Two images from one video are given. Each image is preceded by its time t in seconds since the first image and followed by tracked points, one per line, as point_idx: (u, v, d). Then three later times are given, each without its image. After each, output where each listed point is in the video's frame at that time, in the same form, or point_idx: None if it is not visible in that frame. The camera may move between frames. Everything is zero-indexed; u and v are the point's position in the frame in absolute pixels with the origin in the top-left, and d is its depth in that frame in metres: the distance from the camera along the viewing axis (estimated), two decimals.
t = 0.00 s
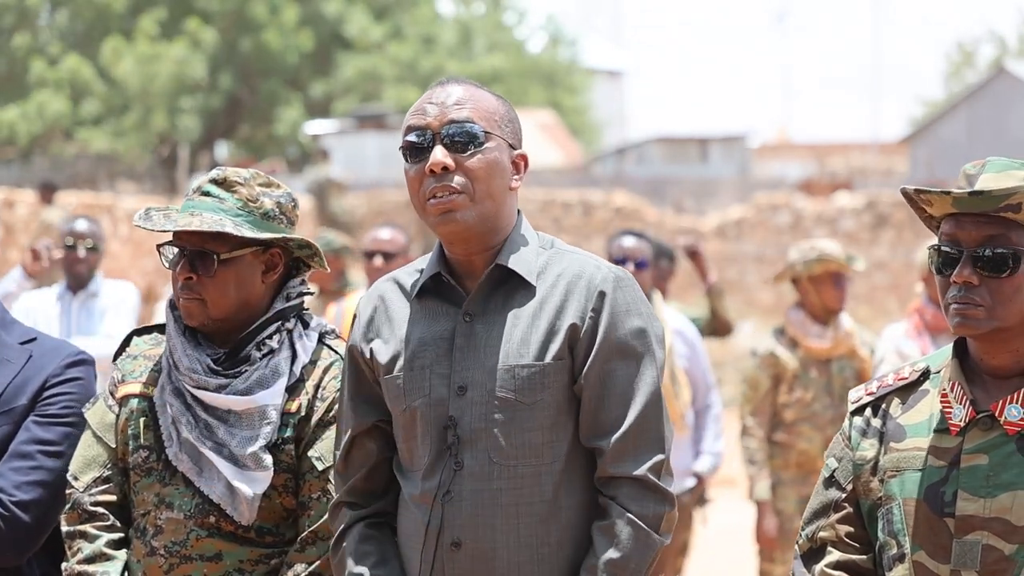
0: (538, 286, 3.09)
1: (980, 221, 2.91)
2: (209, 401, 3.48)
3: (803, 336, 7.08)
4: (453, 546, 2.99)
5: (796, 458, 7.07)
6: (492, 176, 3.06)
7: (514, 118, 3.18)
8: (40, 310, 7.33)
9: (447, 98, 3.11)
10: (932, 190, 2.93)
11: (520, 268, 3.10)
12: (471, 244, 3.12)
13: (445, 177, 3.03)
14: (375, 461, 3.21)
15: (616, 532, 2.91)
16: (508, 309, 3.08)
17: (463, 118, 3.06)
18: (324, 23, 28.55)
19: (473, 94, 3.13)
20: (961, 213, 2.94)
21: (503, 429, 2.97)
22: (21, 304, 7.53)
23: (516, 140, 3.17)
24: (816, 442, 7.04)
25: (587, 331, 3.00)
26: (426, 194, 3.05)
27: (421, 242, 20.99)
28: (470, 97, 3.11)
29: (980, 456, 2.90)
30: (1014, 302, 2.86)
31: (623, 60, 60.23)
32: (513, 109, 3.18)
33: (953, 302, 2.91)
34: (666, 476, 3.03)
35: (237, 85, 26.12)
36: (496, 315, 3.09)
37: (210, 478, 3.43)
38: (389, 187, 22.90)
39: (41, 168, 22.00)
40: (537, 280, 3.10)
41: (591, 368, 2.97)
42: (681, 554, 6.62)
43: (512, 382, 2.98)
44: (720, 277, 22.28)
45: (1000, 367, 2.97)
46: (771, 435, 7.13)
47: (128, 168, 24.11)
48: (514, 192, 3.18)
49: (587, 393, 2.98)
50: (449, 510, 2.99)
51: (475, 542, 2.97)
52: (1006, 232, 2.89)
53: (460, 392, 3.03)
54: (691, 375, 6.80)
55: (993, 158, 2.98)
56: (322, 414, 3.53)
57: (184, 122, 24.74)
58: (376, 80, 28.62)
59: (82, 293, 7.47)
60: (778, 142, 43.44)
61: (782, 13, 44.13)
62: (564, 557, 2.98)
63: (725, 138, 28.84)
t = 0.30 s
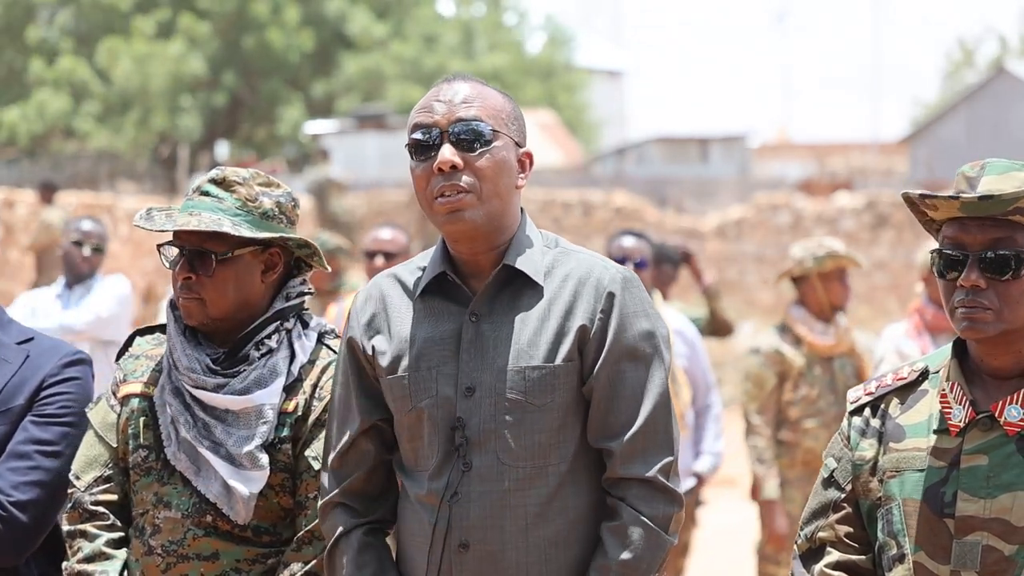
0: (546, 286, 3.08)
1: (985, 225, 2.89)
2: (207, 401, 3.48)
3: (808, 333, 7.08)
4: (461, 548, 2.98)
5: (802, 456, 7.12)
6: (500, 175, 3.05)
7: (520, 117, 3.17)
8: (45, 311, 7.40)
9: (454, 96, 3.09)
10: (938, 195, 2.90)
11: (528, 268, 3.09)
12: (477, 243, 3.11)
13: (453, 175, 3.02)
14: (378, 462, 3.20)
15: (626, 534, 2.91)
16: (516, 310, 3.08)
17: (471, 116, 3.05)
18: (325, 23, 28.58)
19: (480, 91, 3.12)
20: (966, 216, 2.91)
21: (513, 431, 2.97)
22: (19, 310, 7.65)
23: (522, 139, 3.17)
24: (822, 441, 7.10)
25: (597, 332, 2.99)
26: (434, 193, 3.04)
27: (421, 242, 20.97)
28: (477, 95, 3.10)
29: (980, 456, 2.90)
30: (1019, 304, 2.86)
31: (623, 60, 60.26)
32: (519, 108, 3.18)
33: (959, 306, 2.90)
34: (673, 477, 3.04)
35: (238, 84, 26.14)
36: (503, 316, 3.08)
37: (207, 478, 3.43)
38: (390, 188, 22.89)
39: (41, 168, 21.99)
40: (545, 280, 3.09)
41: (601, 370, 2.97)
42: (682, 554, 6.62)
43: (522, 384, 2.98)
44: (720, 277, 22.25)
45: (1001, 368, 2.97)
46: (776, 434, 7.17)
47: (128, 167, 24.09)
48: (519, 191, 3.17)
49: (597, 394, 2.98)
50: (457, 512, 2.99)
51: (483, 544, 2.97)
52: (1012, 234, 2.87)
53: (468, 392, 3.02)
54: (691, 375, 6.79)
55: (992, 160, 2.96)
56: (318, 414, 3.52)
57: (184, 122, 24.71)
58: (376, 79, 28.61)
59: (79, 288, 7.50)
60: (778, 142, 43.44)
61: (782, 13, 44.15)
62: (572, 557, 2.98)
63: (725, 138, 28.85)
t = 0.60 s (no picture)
0: (545, 288, 3.08)
1: (987, 228, 2.90)
2: (207, 402, 3.48)
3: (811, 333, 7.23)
4: (461, 550, 2.98)
5: (815, 457, 7.30)
6: (498, 176, 3.06)
7: (517, 118, 3.17)
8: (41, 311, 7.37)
9: (452, 97, 3.10)
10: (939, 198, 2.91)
11: (526, 270, 3.09)
12: (475, 244, 3.11)
13: (452, 176, 3.02)
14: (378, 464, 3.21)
15: (626, 534, 2.92)
16: (515, 312, 3.08)
17: (469, 117, 3.06)
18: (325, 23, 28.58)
19: (478, 92, 3.12)
20: (968, 220, 2.92)
21: (513, 432, 2.97)
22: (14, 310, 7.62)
23: (520, 139, 3.17)
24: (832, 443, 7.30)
25: (597, 334, 2.99)
26: (432, 194, 3.04)
27: (421, 242, 20.96)
28: (476, 96, 3.10)
29: (981, 457, 2.90)
30: (1021, 307, 2.86)
31: (623, 60, 60.27)
32: (517, 109, 3.18)
33: (960, 310, 2.91)
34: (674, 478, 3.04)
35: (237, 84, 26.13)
36: (502, 319, 3.08)
37: (205, 478, 3.44)
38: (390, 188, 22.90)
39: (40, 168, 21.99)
40: (544, 282, 3.09)
41: (600, 372, 2.97)
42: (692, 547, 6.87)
43: (521, 386, 2.98)
44: (720, 277, 22.19)
45: (1002, 369, 2.97)
46: (786, 436, 7.33)
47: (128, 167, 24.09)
48: (518, 191, 3.17)
49: (597, 395, 2.99)
50: (457, 514, 2.99)
51: (484, 546, 2.97)
52: (1013, 237, 2.88)
53: (467, 395, 3.02)
54: (691, 375, 6.79)
55: (993, 161, 2.96)
56: (317, 415, 3.52)
57: (184, 122, 24.70)
58: (376, 79, 28.61)
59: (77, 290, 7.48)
60: (778, 142, 43.46)
61: (782, 14, 44.14)
62: (573, 559, 2.98)
63: (725, 138, 28.86)
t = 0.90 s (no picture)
0: (537, 288, 3.08)
1: (988, 229, 2.90)
2: (206, 402, 3.48)
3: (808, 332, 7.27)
4: (457, 551, 2.98)
5: (818, 458, 7.34)
6: (488, 178, 3.06)
7: (506, 119, 3.17)
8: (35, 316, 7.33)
9: (441, 100, 3.10)
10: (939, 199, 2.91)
11: (518, 271, 3.09)
12: (467, 247, 3.10)
13: (441, 179, 3.02)
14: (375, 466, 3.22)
15: (621, 532, 2.92)
16: (507, 312, 3.08)
17: (457, 120, 3.06)
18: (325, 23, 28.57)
19: (466, 95, 3.12)
20: (969, 221, 2.92)
21: (506, 434, 2.97)
22: (8, 309, 7.59)
23: (509, 141, 3.17)
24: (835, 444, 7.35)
25: (588, 333, 3.00)
26: (423, 197, 3.04)
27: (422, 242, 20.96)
28: (464, 99, 3.11)
29: (981, 457, 2.90)
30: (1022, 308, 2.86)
31: (624, 60, 60.28)
32: (506, 111, 3.18)
33: (962, 310, 2.91)
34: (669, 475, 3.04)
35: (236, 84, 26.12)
36: (494, 320, 3.08)
37: (205, 478, 3.44)
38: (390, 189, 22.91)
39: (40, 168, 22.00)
40: (535, 283, 3.09)
41: (593, 371, 2.98)
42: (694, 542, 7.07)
43: (514, 387, 2.98)
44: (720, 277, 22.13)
45: (1003, 370, 2.96)
46: (790, 437, 7.35)
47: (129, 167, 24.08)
48: (508, 192, 3.18)
49: (590, 395, 2.99)
50: (452, 516, 2.99)
51: (480, 546, 2.97)
52: (1013, 239, 2.88)
53: (461, 396, 3.02)
54: (691, 375, 6.79)
55: (993, 162, 2.96)
56: (316, 415, 3.51)
57: (184, 122, 24.68)
58: (376, 78, 28.59)
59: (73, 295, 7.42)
60: (778, 142, 43.49)
61: (781, 14, 44.12)
62: (568, 558, 2.99)
63: (725, 138, 28.88)
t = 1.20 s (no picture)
0: (528, 290, 3.08)
1: (989, 231, 2.90)
2: (208, 403, 3.49)
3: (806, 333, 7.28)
4: (457, 554, 2.99)
5: (816, 459, 7.32)
6: (474, 183, 3.06)
7: (490, 122, 3.17)
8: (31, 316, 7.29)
9: (423, 108, 3.11)
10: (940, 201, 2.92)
11: (507, 273, 3.09)
12: (458, 251, 3.11)
13: (427, 187, 3.02)
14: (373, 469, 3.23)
15: (618, 530, 2.92)
16: (500, 314, 3.08)
17: (441, 127, 3.06)
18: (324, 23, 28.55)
19: (449, 101, 3.12)
20: (970, 223, 2.92)
21: (500, 436, 2.98)
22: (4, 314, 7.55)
23: (495, 144, 3.17)
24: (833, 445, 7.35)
25: (579, 332, 2.99)
26: (410, 205, 3.05)
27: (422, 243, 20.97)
28: (447, 105, 3.11)
29: (983, 456, 2.90)
30: None
31: (623, 60, 60.28)
32: (490, 114, 3.18)
33: (963, 312, 2.92)
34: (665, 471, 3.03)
35: (236, 84, 26.13)
36: (487, 322, 3.08)
37: (207, 479, 3.44)
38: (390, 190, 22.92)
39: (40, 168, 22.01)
40: (526, 284, 3.09)
41: (586, 370, 2.97)
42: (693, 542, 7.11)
43: (506, 389, 2.98)
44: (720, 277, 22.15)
45: (1007, 370, 2.97)
46: (789, 438, 7.36)
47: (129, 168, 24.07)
48: (497, 194, 3.17)
49: (583, 395, 2.99)
50: (451, 519, 3.00)
51: (480, 549, 2.98)
52: (1014, 240, 2.88)
53: (455, 400, 3.03)
54: (691, 375, 6.81)
55: (995, 162, 2.97)
56: (318, 417, 3.52)
57: (185, 122, 24.67)
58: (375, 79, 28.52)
59: (72, 302, 7.41)
60: (779, 142, 43.51)
61: (781, 13, 44.08)
62: (568, 558, 2.99)
63: (725, 138, 28.88)
